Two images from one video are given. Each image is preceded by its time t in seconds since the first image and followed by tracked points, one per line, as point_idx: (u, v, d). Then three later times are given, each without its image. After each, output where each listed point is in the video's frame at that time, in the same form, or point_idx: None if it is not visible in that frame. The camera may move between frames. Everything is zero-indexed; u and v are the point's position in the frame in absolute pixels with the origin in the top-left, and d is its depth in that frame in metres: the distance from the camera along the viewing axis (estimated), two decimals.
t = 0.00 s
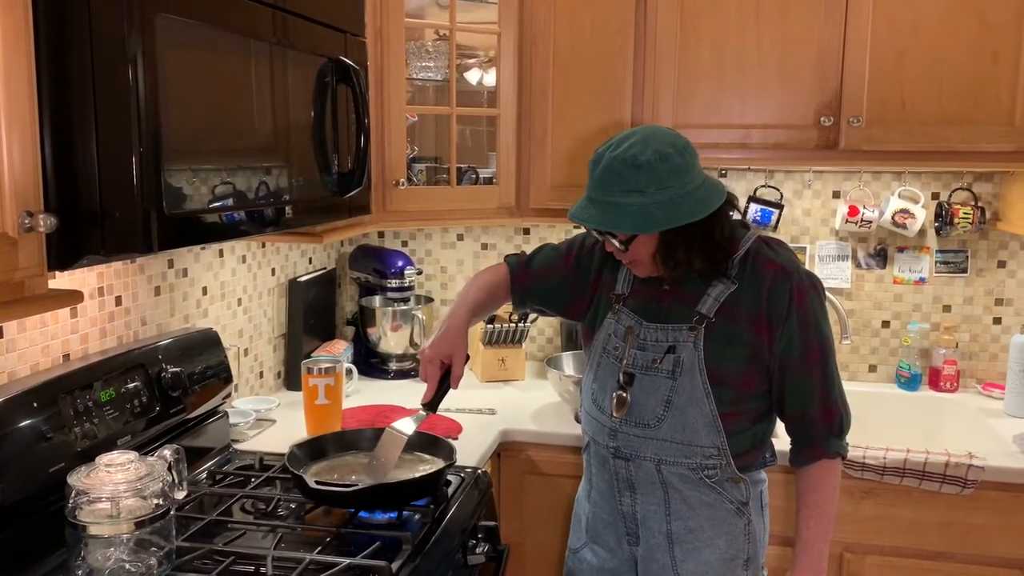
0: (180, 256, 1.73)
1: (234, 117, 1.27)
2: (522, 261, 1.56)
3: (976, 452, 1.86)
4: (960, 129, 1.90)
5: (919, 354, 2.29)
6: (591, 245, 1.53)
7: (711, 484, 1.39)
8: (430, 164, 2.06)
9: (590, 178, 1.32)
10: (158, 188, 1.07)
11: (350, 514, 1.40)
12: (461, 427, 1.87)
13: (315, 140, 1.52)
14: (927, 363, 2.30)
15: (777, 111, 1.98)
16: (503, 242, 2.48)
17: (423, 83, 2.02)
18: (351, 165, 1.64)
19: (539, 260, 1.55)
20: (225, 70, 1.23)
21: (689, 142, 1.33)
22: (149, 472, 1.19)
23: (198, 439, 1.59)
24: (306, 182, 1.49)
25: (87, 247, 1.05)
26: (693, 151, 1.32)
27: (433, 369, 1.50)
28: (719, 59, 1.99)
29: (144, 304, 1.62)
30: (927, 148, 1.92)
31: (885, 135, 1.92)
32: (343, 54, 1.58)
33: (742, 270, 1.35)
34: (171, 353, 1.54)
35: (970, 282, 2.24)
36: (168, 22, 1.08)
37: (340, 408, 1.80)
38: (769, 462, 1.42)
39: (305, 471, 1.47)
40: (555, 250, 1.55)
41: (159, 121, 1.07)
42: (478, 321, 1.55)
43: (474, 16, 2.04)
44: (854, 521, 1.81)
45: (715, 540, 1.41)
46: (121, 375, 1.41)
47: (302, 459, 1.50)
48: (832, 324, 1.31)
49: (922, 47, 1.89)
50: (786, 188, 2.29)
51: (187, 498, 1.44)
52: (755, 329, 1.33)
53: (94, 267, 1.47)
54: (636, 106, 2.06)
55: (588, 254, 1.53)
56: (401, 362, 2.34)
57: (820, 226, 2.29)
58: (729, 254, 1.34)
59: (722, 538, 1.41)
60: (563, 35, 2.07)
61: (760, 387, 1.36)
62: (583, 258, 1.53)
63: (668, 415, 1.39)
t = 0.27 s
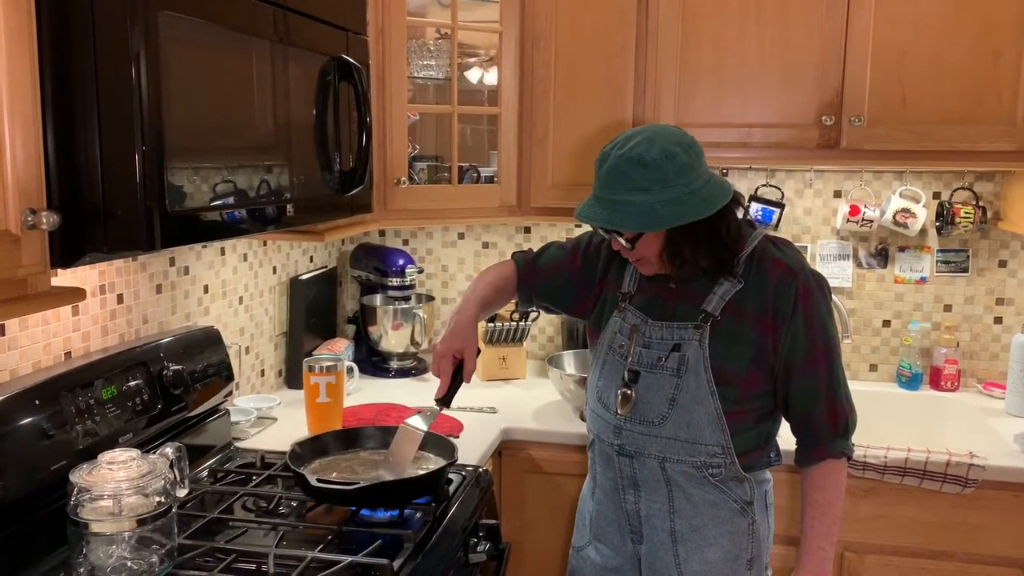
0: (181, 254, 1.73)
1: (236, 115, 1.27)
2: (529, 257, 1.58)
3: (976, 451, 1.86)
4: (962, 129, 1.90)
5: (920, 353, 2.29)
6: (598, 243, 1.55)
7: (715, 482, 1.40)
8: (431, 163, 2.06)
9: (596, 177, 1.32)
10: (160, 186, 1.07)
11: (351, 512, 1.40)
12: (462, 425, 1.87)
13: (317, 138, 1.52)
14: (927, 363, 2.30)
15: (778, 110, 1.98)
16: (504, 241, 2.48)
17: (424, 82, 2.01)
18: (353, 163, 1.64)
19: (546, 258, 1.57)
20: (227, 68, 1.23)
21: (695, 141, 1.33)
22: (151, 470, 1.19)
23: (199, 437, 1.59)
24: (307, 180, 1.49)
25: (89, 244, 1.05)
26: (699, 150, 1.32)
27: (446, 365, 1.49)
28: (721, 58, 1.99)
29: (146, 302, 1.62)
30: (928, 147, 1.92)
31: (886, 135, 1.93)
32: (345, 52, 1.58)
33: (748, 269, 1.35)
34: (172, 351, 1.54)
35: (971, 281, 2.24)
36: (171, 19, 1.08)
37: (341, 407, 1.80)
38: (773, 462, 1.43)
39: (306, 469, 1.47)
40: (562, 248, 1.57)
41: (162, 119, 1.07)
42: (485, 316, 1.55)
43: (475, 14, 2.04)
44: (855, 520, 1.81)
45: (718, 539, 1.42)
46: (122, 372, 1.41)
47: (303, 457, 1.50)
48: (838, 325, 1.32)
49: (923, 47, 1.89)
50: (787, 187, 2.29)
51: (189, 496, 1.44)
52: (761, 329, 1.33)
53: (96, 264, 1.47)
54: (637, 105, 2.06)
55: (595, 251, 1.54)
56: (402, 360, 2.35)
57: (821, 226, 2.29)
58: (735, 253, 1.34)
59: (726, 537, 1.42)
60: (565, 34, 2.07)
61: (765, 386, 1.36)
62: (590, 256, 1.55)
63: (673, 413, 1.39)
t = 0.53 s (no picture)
0: (181, 252, 1.73)
1: (237, 113, 1.26)
2: (534, 255, 1.58)
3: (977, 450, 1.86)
4: (962, 128, 1.90)
5: (920, 352, 2.29)
6: (602, 241, 1.54)
7: (717, 481, 1.39)
8: (431, 162, 2.06)
9: (600, 173, 1.32)
10: (160, 185, 1.06)
11: (351, 511, 1.40)
12: (462, 424, 1.87)
13: (316, 137, 1.52)
14: (928, 362, 2.30)
15: (778, 109, 1.98)
16: (504, 240, 2.48)
17: (424, 80, 2.01)
18: (352, 162, 1.63)
19: (550, 255, 1.56)
20: (227, 67, 1.23)
21: (699, 138, 1.33)
22: (150, 468, 1.19)
23: (199, 436, 1.59)
24: (307, 178, 1.49)
25: (89, 243, 1.05)
26: (704, 148, 1.32)
27: (454, 360, 1.49)
28: (721, 57, 1.98)
29: (145, 300, 1.62)
30: (928, 146, 1.92)
31: (886, 134, 1.92)
32: (344, 51, 1.58)
33: (751, 268, 1.35)
34: (172, 350, 1.54)
35: (971, 281, 2.24)
36: (170, 17, 1.08)
37: (341, 406, 1.79)
38: (777, 461, 1.42)
39: (306, 468, 1.47)
40: (567, 245, 1.57)
41: (161, 117, 1.07)
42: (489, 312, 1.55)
43: (475, 13, 2.04)
44: (855, 519, 1.81)
45: (721, 539, 1.41)
46: (121, 371, 1.41)
47: (302, 456, 1.50)
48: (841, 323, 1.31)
49: (924, 46, 1.89)
50: (787, 186, 2.28)
51: (188, 494, 1.43)
52: (764, 327, 1.33)
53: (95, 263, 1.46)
54: (637, 104, 2.06)
55: (599, 250, 1.54)
56: (401, 359, 2.35)
57: (821, 225, 2.29)
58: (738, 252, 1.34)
59: (728, 537, 1.41)
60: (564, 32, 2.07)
61: (768, 385, 1.36)
62: (594, 255, 1.54)
63: (675, 411, 1.40)
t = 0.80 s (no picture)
0: (181, 250, 1.73)
1: (237, 110, 1.26)
2: (535, 249, 1.58)
3: (977, 448, 1.86)
4: (962, 125, 1.89)
5: (920, 350, 2.29)
6: (602, 238, 1.54)
7: (718, 478, 1.40)
8: (431, 159, 2.06)
9: (599, 171, 1.32)
10: (160, 183, 1.06)
11: (352, 508, 1.40)
12: (463, 421, 1.87)
13: (317, 134, 1.52)
14: (928, 359, 2.30)
15: (779, 106, 1.98)
16: (504, 237, 2.48)
17: (424, 77, 2.01)
18: (352, 159, 1.63)
19: (552, 249, 1.57)
20: (228, 64, 1.23)
21: (698, 135, 1.33)
22: (151, 466, 1.19)
23: (200, 433, 1.60)
24: (307, 176, 1.49)
25: (90, 241, 1.05)
26: (703, 144, 1.32)
27: (453, 352, 1.51)
28: (721, 54, 1.98)
29: (146, 298, 1.62)
30: (929, 144, 1.92)
31: (887, 131, 1.92)
32: (345, 48, 1.58)
33: (751, 264, 1.35)
34: (173, 347, 1.54)
35: (971, 278, 2.24)
36: (170, 15, 1.08)
37: (342, 403, 1.80)
38: (777, 457, 1.43)
39: (307, 465, 1.47)
40: (568, 241, 1.57)
41: (162, 115, 1.07)
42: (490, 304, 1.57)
43: (476, 9, 2.04)
44: (855, 516, 1.81)
45: (721, 535, 1.41)
46: (122, 369, 1.41)
47: (303, 453, 1.50)
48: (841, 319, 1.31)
49: (924, 43, 1.89)
50: (787, 183, 2.28)
51: (189, 492, 1.44)
52: (764, 323, 1.33)
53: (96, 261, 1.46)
54: (637, 101, 2.06)
55: (599, 247, 1.54)
56: (402, 356, 2.35)
57: (822, 222, 2.29)
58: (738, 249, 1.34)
59: (729, 533, 1.42)
60: (565, 29, 2.07)
61: (768, 381, 1.36)
62: (594, 252, 1.54)
63: (676, 408, 1.40)
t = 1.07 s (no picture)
0: (181, 246, 1.72)
1: (237, 105, 1.26)
2: (534, 243, 1.59)
3: (979, 443, 1.85)
4: (964, 120, 1.89)
5: (921, 345, 2.29)
6: (599, 233, 1.54)
7: (715, 472, 1.39)
8: (431, 154, 2.06)
9: (592, 166, 1.32)
10: (159, 178, 1.06)
11: (352, 504, 1.40)
12: (463, 417, 1.87)
13: (317, 129, 1.52)
14: (929, 355, 2.29)
15: (780, 101, 1.97)
16: (504, 233, 2.48)
17: (424, 72, 2.01)
18: (352, 155, 1.63)
19: (550, 245, 1.57)
20: (227, 59, 1.23)
21: (693, 131, 1.33)
22: (151, 462, 1.19)
23: (200, 428, 1.59)
24: (307, 171, 1.48)
25: (89, 237, 1.05)
26: (697, 140, 1.31)
27: (442, 339, 1.50)
28: (722, 49, 1.98)
29: (146, 293, 1.62)
30: (931, 139, 1.91)
31: (889, 126, 1.91)
32: (344, 43, 1.57)
33: (745, 258, 1.34)
34: (173, 343, 1.53)
35: (973, 273, 2.24)
36: (169, 9, 1.07)
37: (342, 399, 1.80)
38: (773, 452, 1.43)
39: (306, 461, 1.47)
40: (566, 236, 1.57)
41: (161, 110, 1.06)
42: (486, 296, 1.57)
43: (476, 4, 2.03)
44: (856, 511, 1.81)
45: (718, 530, 1.41)
46: (121, 365, 1.40)
47: (304, 449, 1.50)
48: (836, 312, 1.31)
49: (926, 37, 1.88)
50: (788, 178, 2.28)
51: (189, 488, 1.43)
52: (758, 317, 1.33)
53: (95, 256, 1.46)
54: (638, 96, 2.06)
55: (595, 242, 1.54)
56: (402, 352, 2.34)
57: (823, 217, 2.28)
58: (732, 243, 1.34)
59: (726, 528, 1.41)
60: (566, 24, 2.06)
61: (763, 375, 1.36)
62: (590, 247, 1.55)
63: (672, 402, 1.39)
